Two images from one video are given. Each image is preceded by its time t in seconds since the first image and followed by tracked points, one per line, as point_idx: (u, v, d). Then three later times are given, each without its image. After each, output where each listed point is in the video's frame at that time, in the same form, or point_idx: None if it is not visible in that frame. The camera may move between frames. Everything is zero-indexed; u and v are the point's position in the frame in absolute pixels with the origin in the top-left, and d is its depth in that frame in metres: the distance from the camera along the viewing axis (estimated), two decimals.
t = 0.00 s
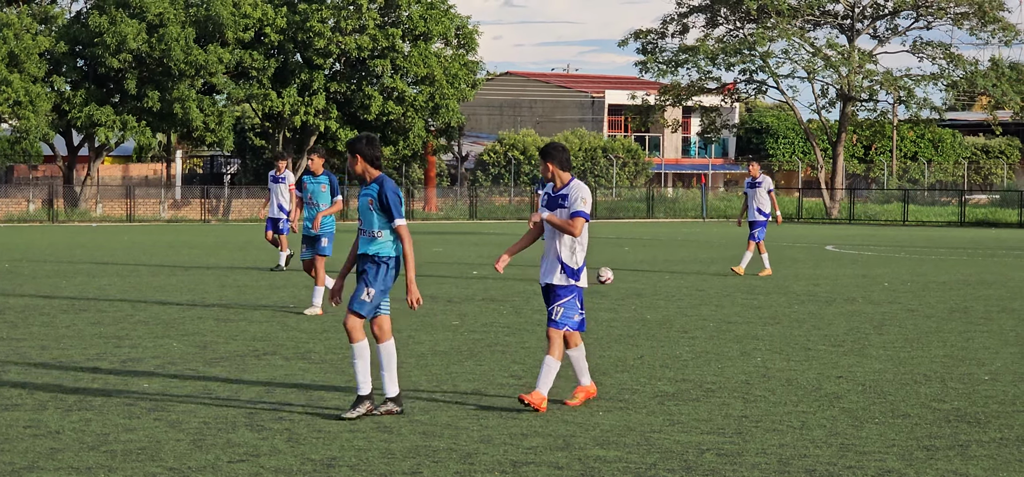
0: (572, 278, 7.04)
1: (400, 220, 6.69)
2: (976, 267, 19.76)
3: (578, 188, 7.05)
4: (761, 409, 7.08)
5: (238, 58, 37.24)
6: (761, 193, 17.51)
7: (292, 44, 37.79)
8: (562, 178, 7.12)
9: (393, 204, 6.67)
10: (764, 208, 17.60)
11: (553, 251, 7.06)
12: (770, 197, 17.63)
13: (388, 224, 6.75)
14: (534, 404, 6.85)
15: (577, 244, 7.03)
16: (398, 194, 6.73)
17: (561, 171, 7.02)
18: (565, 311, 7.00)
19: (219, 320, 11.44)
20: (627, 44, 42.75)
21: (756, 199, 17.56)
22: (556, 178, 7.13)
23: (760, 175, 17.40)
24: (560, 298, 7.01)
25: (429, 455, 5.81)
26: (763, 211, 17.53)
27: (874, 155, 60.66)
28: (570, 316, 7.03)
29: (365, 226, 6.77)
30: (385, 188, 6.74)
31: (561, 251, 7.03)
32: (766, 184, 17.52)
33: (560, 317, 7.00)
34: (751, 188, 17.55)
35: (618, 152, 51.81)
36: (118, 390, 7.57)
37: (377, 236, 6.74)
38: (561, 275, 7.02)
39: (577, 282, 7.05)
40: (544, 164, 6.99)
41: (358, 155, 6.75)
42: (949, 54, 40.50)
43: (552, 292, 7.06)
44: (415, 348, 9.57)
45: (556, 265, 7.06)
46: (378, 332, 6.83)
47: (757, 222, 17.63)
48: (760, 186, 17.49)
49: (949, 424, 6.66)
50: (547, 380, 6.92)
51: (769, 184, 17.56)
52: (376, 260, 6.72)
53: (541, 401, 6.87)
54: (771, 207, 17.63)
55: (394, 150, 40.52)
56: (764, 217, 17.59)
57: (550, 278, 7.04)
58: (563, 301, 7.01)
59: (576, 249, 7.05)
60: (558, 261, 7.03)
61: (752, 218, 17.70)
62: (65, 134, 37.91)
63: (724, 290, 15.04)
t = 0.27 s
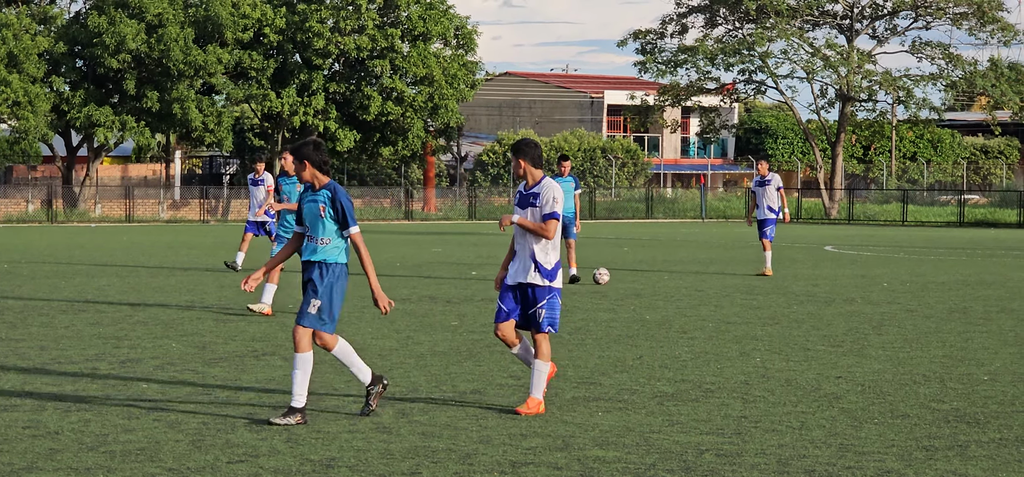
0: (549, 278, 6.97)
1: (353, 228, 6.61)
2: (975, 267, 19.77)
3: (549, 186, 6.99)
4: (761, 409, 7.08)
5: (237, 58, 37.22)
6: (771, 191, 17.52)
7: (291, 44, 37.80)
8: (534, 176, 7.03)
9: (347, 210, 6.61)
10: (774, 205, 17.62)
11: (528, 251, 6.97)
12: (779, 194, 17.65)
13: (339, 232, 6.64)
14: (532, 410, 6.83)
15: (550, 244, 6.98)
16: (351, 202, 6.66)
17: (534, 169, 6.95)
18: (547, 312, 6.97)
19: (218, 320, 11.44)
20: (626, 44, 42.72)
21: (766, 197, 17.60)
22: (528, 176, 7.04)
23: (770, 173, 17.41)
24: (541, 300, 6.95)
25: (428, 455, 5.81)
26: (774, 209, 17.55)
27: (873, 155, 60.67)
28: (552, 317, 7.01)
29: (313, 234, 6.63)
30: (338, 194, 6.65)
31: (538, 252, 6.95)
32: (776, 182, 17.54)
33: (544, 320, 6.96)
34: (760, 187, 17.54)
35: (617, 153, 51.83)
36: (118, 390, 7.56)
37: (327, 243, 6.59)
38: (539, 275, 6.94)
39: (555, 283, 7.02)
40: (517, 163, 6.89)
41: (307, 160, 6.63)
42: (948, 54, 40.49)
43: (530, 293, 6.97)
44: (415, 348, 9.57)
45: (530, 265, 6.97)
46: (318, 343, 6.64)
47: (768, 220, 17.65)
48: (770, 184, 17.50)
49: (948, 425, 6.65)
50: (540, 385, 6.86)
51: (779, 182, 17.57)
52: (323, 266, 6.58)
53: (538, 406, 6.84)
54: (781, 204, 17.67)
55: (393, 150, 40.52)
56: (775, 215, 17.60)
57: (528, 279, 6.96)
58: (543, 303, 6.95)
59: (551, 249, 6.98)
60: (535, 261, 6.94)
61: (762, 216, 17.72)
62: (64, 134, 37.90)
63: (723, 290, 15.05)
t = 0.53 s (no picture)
0: (527, 281, 6.84)
1: (288, 221, 6.34)
2: (975, 267, 19.78)
3: (518, 188, 6.86)
4: (760, 410, 7.07)
5: (237, 59, 37.21)
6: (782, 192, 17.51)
7: (291, 45, 37.82)
8: (502, 179, 6.91)
9: (286, 203, 6.36)
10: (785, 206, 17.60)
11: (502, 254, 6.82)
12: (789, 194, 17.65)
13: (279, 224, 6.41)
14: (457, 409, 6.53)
15: (524, 246, 6.84)
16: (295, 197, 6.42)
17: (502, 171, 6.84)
18: (530, 316, 6.85)
19: (218, 321, 11.42)
20: (626, 44, 42.70)
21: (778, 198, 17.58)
22: (496, 179, 6.91)
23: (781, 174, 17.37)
24: (523, 305, 6.82)
25: (429, 456, 5.81)
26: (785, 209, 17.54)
27: (873, 156, 60.70)
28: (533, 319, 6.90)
29: (262, 227, 6.49)
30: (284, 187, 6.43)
31: (515, 256, 6.81)
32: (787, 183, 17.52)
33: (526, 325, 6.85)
34: (771, 188, 17.52)
35: (617, 153, 51.86)
36: (118, 390, 7.56)
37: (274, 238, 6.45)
38: (518, 280, 6.80)
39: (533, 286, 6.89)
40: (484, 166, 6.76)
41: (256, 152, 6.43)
42: (948, 55, 40.48)
43: (511, 298, 6.81)
44: (415, 348, 9.57)
45: (507, 269, 6.81)
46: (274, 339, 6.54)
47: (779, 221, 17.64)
48: (781, 186, 17.49)
49: (948, 425, 6.65)
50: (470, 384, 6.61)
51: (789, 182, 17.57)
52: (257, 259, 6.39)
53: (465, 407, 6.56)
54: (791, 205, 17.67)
55: (393, 150, 40.51)
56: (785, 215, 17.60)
57: (506, 284, 6.80)
58: (526, 308, 6.82)
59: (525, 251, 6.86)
60: (513, 265, 6.79)
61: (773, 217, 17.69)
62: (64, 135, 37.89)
63: (724, 290, 15.06)
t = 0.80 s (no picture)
0: (487, 280, 6.62)
1: (221, 227, 6.33)
2: (976, 268, 19.78)
3: (487, 186, 6.69)
4: (761, 410, 7.08)
5: (238, 60, 37.21)
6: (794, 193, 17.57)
7: (292, 45, 37.83)
8: (468, 176, 6.73)
9: (222, 210, 6.35)
10: (797, 207, 17.64)
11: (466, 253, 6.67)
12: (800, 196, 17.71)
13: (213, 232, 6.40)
14: (455, 419, 6.59)
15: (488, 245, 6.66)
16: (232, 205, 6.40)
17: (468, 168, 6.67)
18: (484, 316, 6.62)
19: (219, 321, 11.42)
20: (627, 45, 42.68)
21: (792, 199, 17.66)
22: (461, 177, 6.73)
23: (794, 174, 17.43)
24: (479, 305, 6.60)
25: (430, 456, 5.81)
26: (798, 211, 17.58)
27: (874, 156, 60.70)
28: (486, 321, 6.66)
29: (197, 236, 6.47)
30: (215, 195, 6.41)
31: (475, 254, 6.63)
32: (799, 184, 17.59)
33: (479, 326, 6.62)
34: (784, 188, 17.55)
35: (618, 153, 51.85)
36: (118, 391, 7.56)
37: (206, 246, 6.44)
38: (481, 280, 6.60)
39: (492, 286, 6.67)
40: (449, 162, 6.58)
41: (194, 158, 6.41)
42: (949, 55, 40.49)
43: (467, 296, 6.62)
44: (416, 349, 9.58)
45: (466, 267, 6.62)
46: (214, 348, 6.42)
47: (791, 222, 17.66)
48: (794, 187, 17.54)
49: (949, 425, 6.65)
50: (462, 392, 6.65)
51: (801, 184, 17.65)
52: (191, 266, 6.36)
53: (462, 415, 6.62)
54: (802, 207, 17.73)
55: (394, 150, 40.50)
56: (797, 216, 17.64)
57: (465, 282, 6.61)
58: (480, 309, 6.61)
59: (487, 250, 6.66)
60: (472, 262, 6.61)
61: (784, 218, 17.68)
62: (64, 135, 37.91)
63: (725, 291, 15.07)
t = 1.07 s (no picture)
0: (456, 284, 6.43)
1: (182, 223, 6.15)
2: (976, 268, 19.79)
3: (461, 188, 6.47)
4: (761, 411, 7.08)
5: (238, 60, 37.21)
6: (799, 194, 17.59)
7: (292, 46, 37.85)
8: (439, 178, 6.48)
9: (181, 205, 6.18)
10: (801, 209, 17.65)
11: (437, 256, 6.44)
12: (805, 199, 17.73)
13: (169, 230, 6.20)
14: (455, 420, 6.61)
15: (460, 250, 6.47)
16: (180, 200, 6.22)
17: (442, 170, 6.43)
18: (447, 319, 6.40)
19: (219, 322, 11.42)
20: (627, 45, 42.67)
21: (795, 201, 17.63)
22: (432, 178, 6.48)
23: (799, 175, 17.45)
24: (444, 305, 6.40)
25: (430, 457, 5.81)
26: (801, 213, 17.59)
27: (874, 157, 60.72)
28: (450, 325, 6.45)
29: (139, 232, 6.19)
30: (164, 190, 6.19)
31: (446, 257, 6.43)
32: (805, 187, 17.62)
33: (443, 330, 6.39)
34: (789, 188, 17.57)
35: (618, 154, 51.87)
36: (118, 391, 7.56)
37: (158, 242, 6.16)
38: (450, 282, 6.41)
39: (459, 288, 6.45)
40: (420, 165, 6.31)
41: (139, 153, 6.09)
42: (949, 56, 40.49)
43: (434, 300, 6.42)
44: (416, 350, 9.59)
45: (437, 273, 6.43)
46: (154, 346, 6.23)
47: (793, 223, 17.67)
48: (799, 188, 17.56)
49: (949, 426, 6.66)
50: (460, 390, 6.65)
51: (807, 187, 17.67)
52: (154, 268, 6.15)
53: (422, 420, 6.31)
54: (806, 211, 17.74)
55: (394, 151, 40.50)
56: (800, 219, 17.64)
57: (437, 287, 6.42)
58: (444, 308, 6.40)
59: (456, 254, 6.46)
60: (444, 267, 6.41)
61: (787, 218, 17.67)
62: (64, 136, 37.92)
63: (725, 291, 15.08)
